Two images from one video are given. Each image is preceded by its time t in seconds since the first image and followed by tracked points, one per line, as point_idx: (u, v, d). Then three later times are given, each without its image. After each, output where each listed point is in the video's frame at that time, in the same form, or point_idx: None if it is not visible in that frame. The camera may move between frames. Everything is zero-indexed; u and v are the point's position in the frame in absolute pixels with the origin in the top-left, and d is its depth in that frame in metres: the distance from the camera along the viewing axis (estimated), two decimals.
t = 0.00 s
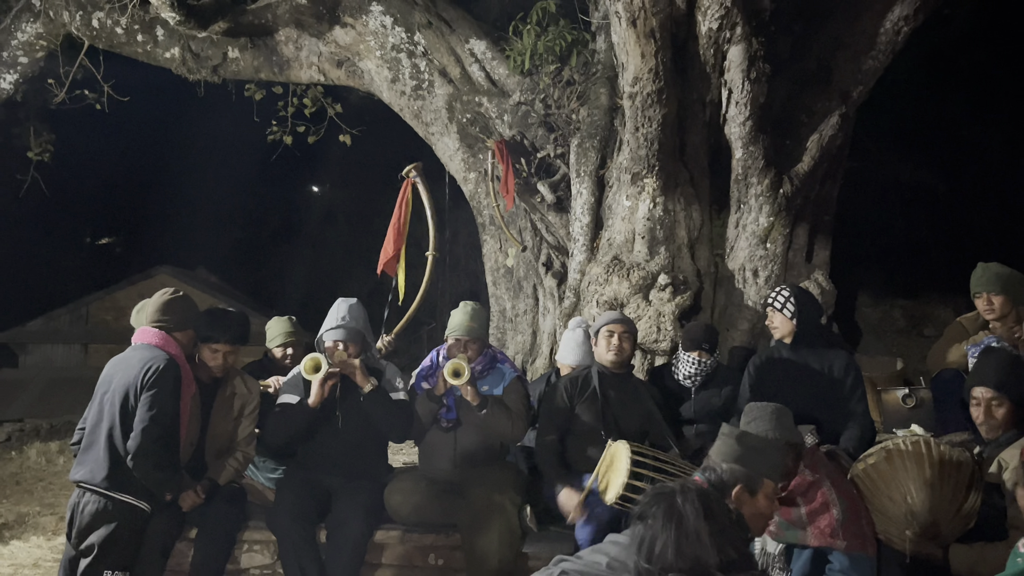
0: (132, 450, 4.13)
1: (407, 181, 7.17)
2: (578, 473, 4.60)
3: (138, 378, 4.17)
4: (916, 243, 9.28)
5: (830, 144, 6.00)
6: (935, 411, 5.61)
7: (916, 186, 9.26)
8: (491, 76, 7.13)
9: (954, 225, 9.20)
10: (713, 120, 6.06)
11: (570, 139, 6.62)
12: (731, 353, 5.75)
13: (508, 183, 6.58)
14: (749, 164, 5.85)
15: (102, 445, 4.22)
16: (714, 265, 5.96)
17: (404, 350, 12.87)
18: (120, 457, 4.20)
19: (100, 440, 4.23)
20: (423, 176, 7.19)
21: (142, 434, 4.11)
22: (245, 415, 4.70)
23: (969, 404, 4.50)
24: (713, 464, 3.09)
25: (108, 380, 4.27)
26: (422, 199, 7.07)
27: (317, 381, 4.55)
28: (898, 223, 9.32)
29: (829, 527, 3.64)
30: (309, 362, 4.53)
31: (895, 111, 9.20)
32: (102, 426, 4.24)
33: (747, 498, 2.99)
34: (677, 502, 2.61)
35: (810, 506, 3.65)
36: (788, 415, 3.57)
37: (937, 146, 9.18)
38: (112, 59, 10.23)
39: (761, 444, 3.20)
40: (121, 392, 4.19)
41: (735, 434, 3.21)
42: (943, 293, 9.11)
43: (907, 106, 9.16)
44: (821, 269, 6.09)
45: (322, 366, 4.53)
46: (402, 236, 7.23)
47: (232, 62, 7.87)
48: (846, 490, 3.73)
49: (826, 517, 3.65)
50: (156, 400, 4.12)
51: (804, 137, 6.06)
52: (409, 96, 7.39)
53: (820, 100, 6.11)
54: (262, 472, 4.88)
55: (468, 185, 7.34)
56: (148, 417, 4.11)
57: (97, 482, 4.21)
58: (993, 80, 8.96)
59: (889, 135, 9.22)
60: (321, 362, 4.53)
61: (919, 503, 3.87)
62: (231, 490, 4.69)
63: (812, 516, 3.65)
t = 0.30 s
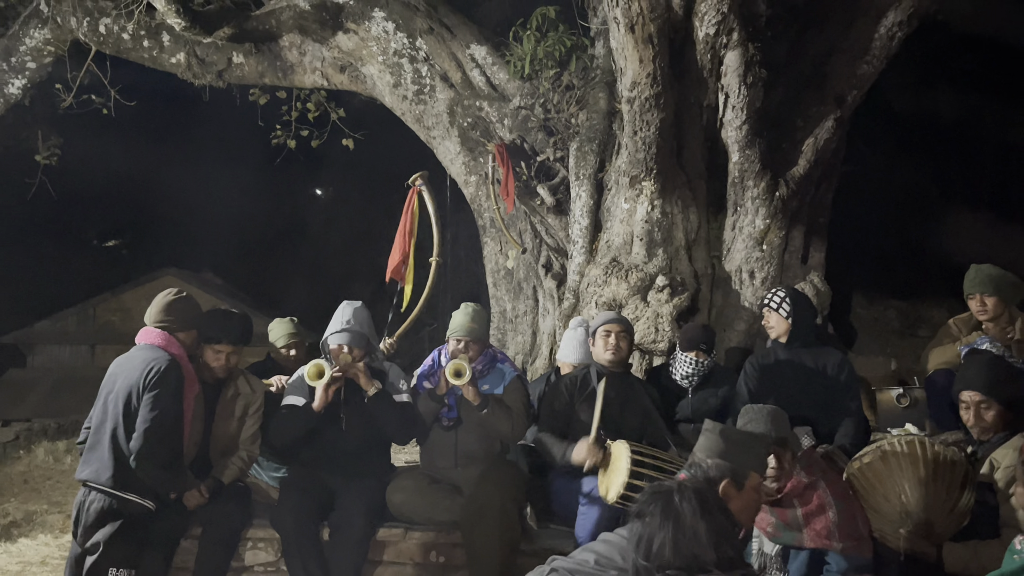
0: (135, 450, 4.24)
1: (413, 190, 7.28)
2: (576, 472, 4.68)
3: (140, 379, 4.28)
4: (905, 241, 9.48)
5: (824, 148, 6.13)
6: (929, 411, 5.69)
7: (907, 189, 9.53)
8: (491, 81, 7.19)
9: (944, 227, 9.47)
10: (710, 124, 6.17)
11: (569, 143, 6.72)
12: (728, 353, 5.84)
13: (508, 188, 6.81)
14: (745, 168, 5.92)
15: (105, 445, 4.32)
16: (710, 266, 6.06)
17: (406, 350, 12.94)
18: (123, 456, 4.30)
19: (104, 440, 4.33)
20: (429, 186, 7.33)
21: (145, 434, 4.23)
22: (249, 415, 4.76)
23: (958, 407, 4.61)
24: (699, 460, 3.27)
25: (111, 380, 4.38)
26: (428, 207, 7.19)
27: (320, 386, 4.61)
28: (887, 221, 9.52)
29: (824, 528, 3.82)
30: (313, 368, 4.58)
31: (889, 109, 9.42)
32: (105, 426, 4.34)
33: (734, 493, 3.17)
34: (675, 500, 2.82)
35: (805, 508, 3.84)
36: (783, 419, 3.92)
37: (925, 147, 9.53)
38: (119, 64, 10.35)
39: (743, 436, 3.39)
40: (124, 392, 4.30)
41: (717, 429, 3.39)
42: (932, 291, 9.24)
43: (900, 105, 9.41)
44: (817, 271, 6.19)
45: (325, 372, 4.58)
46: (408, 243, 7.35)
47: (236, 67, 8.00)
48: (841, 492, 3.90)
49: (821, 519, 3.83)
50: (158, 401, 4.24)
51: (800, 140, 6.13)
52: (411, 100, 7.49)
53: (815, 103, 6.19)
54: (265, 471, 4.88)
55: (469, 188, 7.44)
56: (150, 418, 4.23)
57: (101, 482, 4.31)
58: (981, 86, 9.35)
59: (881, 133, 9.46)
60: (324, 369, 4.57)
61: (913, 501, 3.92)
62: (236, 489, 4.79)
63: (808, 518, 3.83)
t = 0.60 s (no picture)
0: (138, 453, 4.27)
1: (415, 195, 7.39)
2: (575, 471, 4.78)
3: (140, 382, 4.30)
4: (899, 243, 9.88)
5: (818, 153, 6.24)
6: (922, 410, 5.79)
7: (902, 191, 9.88)
8: (491, 87, 7.30)
9: (939, 228, 9.83)
10: (707, 129, 6.25)
11: (568, 147, 6.82)
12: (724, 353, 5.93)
13: (508, 193, 7.02)
14: (740, 172, 6.05)
15: (110, 447, 4.36)
16: (707, 269, 6.15)
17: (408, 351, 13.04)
18: (128, 458, 4.34)
19: (109, 442, 4.37)
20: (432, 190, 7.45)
21: (146, 437, 4.25)
22: (252, 416, 4.82)
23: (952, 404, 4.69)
24: (692, 455, 3.43)
25: (113, 383, 4.40)
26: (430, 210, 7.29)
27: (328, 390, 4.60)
28: (883, 223, 9.93)
29: (818, 532, 3.87)
30: (321, 373, 4.57)
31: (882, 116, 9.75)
32: (110, 429, 4.37)
33: (727, 485, 3.37)
34: (671, 498, 2.74)
35: (799, 511, 3.90)
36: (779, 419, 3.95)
37: (920, 152, 9.83)
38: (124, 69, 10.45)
39: (734, 430, 3.52)
40: (125, 395, 4.32)
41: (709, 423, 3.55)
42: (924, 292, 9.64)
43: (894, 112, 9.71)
44: (811, 273, 6.31)
45: (333, 377, 4.57)
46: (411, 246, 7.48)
47: (241, 74, 8.08)
48: (836, 496, 3.94)
49: (815, 523, 3.87)
50: (158, 404, 4.25)
51: (794, 146, 6.26)
52: (412, 106, 7.59)
53: (809, 108, 6.29)
54: (270, 471, 4.97)
55: (470, 192, 7.56)
56: (151, 421, 4.24)
57: (108, 484, 4.35)
58: (974, 89, 9.51)
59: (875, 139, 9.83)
60: (332, 373, 4.57)
61: (906, 500, 3.87)
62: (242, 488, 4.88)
63: (802, 521, 3.89)
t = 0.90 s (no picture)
0: (141, 456, 4.45)
1: (422, 201, 7.55)
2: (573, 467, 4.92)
3: (139, 385, 4.47)
4: (888, 246, 9.98)
5: (810, 158, 6.36)
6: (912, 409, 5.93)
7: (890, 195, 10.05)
8: (492, 95, 7.44)
9: (926, 234, 9.99)
10: (701, 135, 6.41)
11: (566, 153, 6.96)
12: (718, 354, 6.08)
13: (508, 198, 7.12)
14: (734, 177, 6.19)
15: (113, 447, 4.51)
16: (702, 271, 6.30)
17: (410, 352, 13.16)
18: (131, 459, 4.51)
19: (109, 444, 4.53)
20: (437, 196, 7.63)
21: (150, 440, 4.44)
22: (258, 413, 4.96)
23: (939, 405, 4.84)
24: (688, 451, 3.84)
25: (110, 385, 4.55)
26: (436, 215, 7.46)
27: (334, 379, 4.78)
28: (871, 226, 10.00)
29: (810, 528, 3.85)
30: (330, 361, 4.77)
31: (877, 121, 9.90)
32: (110, 431, 4.53)
33: (722, 478, 3.79)
34: (668, 495, 3.48)
35: (793, 510, 3.89)
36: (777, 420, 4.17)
37: (913, 156, 10.00)
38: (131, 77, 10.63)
39: (727, 425, 3.91)
40: (126, 397, 4.48)
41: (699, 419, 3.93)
42: (918, 293, 9.79)
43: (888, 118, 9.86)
44: (804, 275, 6.44)
45: (341, 365, 4.77)
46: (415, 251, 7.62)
47: (247, 81, 8.25)
48: (829, 494, 4.08)
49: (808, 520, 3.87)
50: (159, 406, 4.44)
51: (786, 151, 6.41)
52: (415, 112, 7.76)
53: (802, 115, 6.44)
54: (277, 469, 5.11)
55: (471, 197, 7.74)
56: (154, 424, 4.44)
57: (110, 485, 4.52)
58: (961, 94, 9.83)
59: (870, 144, 9.97)
60: (340, 361, 4.76)
61: (898, 498, 4.02)
62: (249, 486, 4.96)
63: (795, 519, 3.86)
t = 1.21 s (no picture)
0: (148, 455, 4.56)
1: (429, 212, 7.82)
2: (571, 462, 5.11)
3: (146, 386, 4.54)
4: (879, 250, 10.21)
5: (801, 163, 6.61)
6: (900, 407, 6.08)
7: (883, 199, 10.20)
8: (493, 102, 7.64)
9: (916, 237, 10.19)
10: (695, 140, 6.63)
11: (564, 158, 7.12)
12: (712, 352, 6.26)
13: (507, 201, 7.33)
14: (727, 182, 6.38)
15: (118, 447, 4.60)
16: (696, 273, 6.48)
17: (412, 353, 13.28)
18: (136, 459, 4.59)
19: (114, 444, 4.61)
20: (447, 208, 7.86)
21: (156, 439, 4.55)
22: (264, 410, 5.11)
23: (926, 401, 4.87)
24: (678, 447, 4.06)
25: (114, 385, 4.61)
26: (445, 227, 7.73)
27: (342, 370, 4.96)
28: (863, 228, 10.21)
29: (802, 524, 3.87)
30: (338, 352, 4.95)
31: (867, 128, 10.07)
32: (115, 431, 4.61)
33: (711, 472, 4.02)
34: (663, 490, 3.80)
35: (784, 504, 3.93)
36: (768, 420, 4.16)
37: (902, 162, 10.16)
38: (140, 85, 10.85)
39: (716, 422, 4.12)
40: (130, 398, 4.55)
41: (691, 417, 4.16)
42: (906, 295, 10.11)
43: (878, 124, 10.04)
44: (796, 277, 6.61)
45: (349, 357, 4.95)
46: (427, 261, 7.88)
47: (255, 89, 8.49)
48: (821, 490, 3.96)
49: (799, 515, 3.88)
50: (165, 407, 4.53)
51: (778, 156, 6.62)
52: (417, 119, 7.96)
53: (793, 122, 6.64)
54: (282, 465, 5.29)
55: (472, 202, 7.87)
56: (160, 425, 4.54)
57: (115, 484, 4.60)
58: (953, 97, 9.99)
59: (861, 150, 10.13)
60: (348, 353, 4.94)
61: (885, 492, 4.10)
62: (256, 484, 5.12)
63: (788, 514, 3.91)
